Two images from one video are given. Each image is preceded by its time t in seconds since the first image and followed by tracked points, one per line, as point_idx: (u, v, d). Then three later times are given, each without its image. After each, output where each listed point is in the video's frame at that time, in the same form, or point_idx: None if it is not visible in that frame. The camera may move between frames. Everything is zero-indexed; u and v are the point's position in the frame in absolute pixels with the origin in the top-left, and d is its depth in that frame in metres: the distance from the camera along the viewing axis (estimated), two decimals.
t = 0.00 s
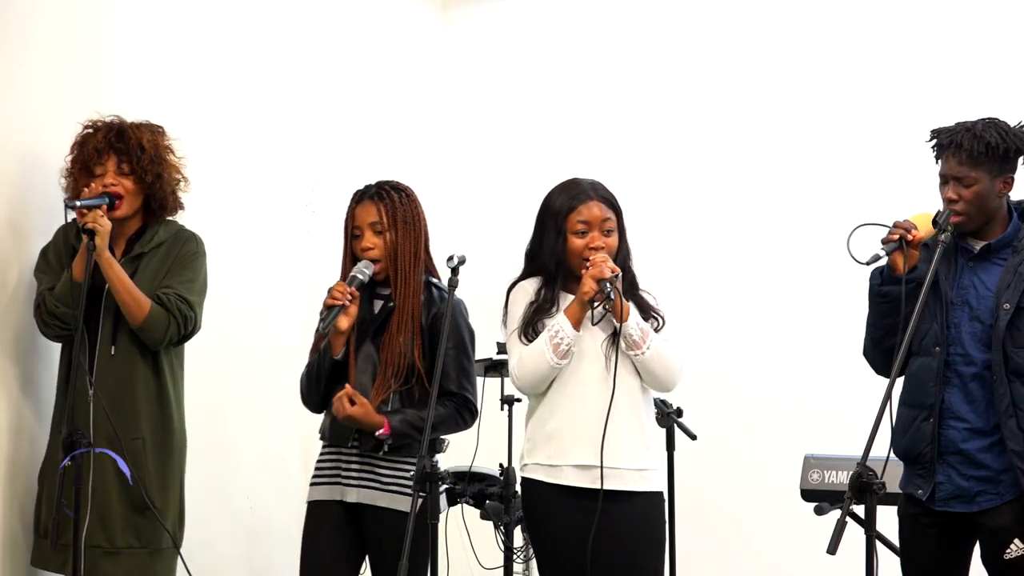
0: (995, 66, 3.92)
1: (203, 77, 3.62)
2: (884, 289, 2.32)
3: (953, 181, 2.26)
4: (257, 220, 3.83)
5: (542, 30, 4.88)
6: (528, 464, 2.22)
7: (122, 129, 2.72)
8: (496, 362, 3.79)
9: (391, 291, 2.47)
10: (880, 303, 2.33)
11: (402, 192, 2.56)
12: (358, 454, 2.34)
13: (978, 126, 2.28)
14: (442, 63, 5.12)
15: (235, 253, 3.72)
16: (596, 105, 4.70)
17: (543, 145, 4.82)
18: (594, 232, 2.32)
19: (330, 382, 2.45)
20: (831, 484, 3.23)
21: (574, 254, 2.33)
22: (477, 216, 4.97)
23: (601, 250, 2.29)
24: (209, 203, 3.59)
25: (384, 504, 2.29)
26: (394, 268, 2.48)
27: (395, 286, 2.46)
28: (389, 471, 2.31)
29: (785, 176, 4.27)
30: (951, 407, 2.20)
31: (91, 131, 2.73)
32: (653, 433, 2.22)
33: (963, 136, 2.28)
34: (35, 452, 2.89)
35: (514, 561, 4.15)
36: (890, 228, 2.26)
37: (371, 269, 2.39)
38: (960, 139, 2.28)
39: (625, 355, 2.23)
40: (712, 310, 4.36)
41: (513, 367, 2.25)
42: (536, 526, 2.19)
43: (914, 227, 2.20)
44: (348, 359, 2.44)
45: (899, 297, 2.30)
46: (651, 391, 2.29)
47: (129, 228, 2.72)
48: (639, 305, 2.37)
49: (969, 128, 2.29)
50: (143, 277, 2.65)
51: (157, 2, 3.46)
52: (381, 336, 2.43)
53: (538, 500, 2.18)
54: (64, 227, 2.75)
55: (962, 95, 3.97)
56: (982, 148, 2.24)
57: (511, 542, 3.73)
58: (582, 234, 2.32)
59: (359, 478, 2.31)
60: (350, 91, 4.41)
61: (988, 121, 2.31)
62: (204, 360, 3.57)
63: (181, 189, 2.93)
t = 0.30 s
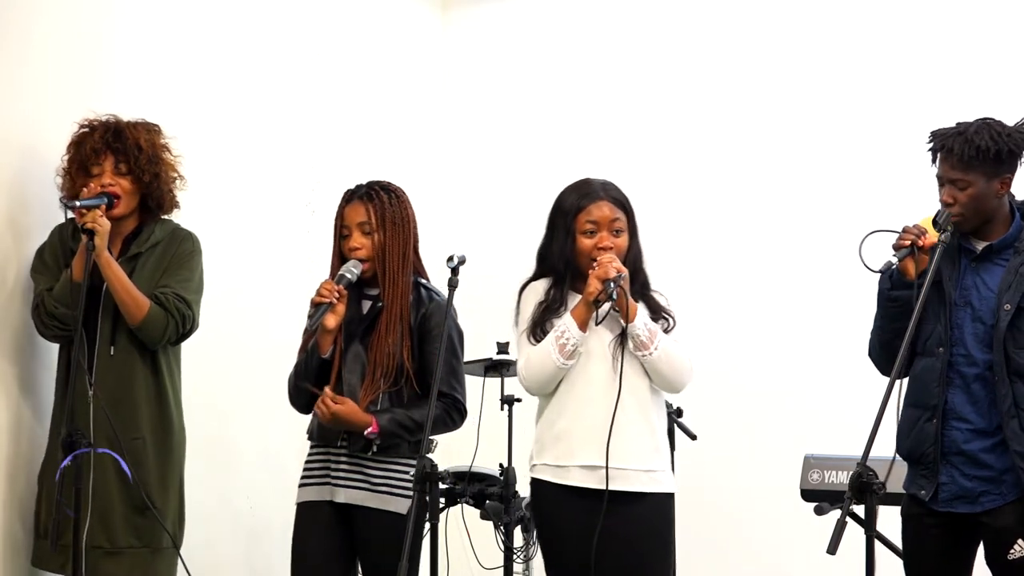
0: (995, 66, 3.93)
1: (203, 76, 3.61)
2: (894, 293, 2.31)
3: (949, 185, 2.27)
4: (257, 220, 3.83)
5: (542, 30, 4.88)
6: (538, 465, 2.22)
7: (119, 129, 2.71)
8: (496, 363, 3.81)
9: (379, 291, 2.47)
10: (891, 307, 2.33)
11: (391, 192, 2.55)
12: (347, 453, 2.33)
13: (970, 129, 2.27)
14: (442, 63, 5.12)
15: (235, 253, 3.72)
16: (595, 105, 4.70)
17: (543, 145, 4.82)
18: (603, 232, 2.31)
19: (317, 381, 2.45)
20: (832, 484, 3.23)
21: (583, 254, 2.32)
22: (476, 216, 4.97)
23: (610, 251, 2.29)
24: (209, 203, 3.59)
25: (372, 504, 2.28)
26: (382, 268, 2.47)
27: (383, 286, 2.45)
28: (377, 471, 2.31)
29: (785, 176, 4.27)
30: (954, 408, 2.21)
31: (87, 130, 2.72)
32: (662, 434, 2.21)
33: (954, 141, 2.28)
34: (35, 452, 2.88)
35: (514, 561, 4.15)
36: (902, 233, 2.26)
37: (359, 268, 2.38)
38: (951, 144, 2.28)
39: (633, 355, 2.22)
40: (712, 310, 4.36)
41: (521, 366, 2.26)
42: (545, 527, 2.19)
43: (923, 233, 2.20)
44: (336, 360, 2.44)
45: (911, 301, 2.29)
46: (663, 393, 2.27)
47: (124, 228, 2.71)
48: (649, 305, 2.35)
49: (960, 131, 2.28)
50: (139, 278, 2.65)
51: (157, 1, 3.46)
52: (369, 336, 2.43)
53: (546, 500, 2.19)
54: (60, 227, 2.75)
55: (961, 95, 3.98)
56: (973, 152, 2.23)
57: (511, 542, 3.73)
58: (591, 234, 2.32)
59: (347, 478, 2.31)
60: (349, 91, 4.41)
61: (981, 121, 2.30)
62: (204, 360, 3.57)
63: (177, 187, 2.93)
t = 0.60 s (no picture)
0: (994, 66, 3.93)
1: (203, 76, 3.61)
2: (897, 294, 2.31)
3: (945, 186, 2.28)
4: (257, 219, 3.82)
5: (542, 30, 4.88)
6: (555, 462, 2.17)
7: (113, 128, 2.71)
8: (495, 363, 3.83)
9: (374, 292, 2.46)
10: (893, 307, 2.33)
11: (385, 193, 2.55)
12: (346, 453, 2.31)
13: (965, 130, 2.29)
14: (441, 63, 5.11)
15: (235, 253, 3.71)
16: (595, 105, 4.71)
17: (542, 146, 4.83)
18: (620, 230, 2.26)
19: (312, 383, 2.42)
20: (832, 484, 3.24)
21: (600, 252, 2.28)
22: (476, 216, 4.97)
23: (627, 249, 2.24)
24: (209, 203, 3.59)
25: (371, 504, 2.27)
26: (377, 269, 2.47)
27: (379, 287, 2.45)
28: (377, 471, 2.30)
29: (785, 177, 4.28)
30: (958, 408, 2.21)
31: (81, 131, 2.72)
32: (681, 430, 2.13)
33: (950, 142, 2.30)
34: (36, 452, 2.88)
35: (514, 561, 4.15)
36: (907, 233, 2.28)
37: (355, 268, 2.37)
38: (948, 144, 2.30)
39: (649, 350, 2.15)
40: (712, 310, 4.37)
41: (536, 363, 2.22)
42: (561, 525, 2.13)
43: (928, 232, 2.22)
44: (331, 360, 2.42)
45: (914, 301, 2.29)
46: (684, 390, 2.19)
47: (118, 227, 2.71)
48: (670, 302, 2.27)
49: (957, 132, 2.30)
50: (136, 277, 2.64)
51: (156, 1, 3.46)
52: (365, 337, 2.41)
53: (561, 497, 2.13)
54: (55, 229, 2.75)
55: (961, 95, 3.98)
56: (969, 152, 2.25)
57: (511, 542, 3.74)
58: (608, 233, 2.27)
59: (347, 479, 2.29)
60: (349, 90, 4.41)
61: (975, 122, 2.32)
62: (204, 360, 3.56)
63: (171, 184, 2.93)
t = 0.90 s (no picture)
0: (993, 66, 3.93)
1: (203, 76, 3.61)
2: (894, 290, 2.31)
3: (942, 186, 2.29)
4: (257, 220, 3.82)
5: (541, 30, 4.88)
6: (576, 464, 2.18)
7: (111, 128, 2.71)
8: (495, 363, 3.82)
9: (374, 292, 2.46)
10: (890, 303, 2.32)
11: (384, 194, 2.55)
12: (351, 453, 2.30)
13: (962, 129, 2.30)
14: (441, 63, 5.11)
15: (234, 253, 3.71)
16: (594, 105, 4.71)
17: (542, 146, 4.83)
18: (643, 233, 2.28)
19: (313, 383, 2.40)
20: (832, 484, 3.24)
21: (623, 254, 2.30)
22: (475, 216, 4.97)
23: (648, 252, 2.26)
24: (209, 203, 3.59)
25: (377, 504, 2.27)
26: (377, 269, 2.47)
27: (379, 287, 2.45)
28: (383, 471, 2.30)
29: (784, 177, 4.28)
30: (956, 408, 2.21)
31: (79, 131, 2.72)
32: (701, 432, 2.15)
33: (947, 140, 2.30)
34: (37, 453, 2.88)
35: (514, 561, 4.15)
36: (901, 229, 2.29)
37: (355, 269, 2.37)
38: (944, 144, 2.30)
39: (669, 351, 2.17)
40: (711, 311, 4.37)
41: (557, 364, 2.25)
42: (581, 526, 2.15)
43: (924, 228, 2.24)
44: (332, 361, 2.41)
45: (913, 297, 2.29)
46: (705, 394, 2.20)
47: (118, 227, 2.71)
48: (692, 305, 2.29)
49: (953, 131, 2.31)
50: (136, 277, 2.64)
51: (156, 1, 3.46)
52: (367, 337, 2.41)
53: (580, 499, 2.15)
54: (55, 229, 2.75)
55: (959, 95, 3.99)
56: (966, 151, 2.26)
57: (511, 542, 3.74)
58: (630, 235, 2.29)
59: (353, 479, 2.28)
60: (349, 91, 4.41)
61: (971, 122, 2.33)
62: (203, 361, 3.56)
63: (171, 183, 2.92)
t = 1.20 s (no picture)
0: (994, 66, 3.92)
1: (203, 76, 3.62)
2: (888, 287, 2.30)
3: (940, 183, 2.28)
4: (257, 220, 3.83)
5: (541, 30, 4.88)
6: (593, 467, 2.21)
7: (114, 128, 2.71)
8: (495, 363, 3.82)
9: (380, 292, 2.46)
10: (886, 301, 2.32)
11: (389, 194, 2.55)
12: (359, 453, 2.30)
13: (961, 127, 2.30)
14: (442, 63, 5.11)
15: (234, 253, 3.72)
16: (595, 105, 4.71)
17: (542, 146, 4.82)
18: (660, 235, 2.29)
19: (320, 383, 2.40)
20: (831, 484, 3.23)
21: (641, 257, 2.32)
22: (476, 216, 4.97)
23: (665, 254, 2.27)
24: (208, 203, 3.59)
25: (386, 504, 2.27)
26: (384, 269, 2.47)
27: (385, 287, 2.44)
28: (392, 471, 2.30)
29: (784, 176, 4.27)
30: (951, 408, 2.21)
31: (81, 131, 2.73)
32: (717, 434, 2.15)
33: (946, 138, 2.30)
34: (37, 454, 2.88)
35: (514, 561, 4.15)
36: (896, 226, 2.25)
37: (361, 268, 2.37)
38: (943, 141, 2.30)
39: (682, 354, 2.18)
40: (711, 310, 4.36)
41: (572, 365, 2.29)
42: (597, 527, 2.17)
43: (920, 225, 2.20)
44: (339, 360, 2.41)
45: (908, 296, 2.28)
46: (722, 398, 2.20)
47: (120, 227, 2.71)
48: (711, 308, 2.27)
49: (952, 129, 2.31)
50: (138, 276, 2.65)
51: (156, 2, 3.46)
52: (374, 337, 2.41)
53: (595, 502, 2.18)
54: (56, 229, 2.75)
55: (960, 95, 3.98)
56: (964, 148, 2.26)
57: (511, 542, 3.74)
58: (649, 237, 2.31)
59: (361, 479, 2.28)
60: (349, 91, 4.42)
61: (971, 121, 2.32)
62: (203, 361, 3.57)
63: (172, 183, 2.93)
